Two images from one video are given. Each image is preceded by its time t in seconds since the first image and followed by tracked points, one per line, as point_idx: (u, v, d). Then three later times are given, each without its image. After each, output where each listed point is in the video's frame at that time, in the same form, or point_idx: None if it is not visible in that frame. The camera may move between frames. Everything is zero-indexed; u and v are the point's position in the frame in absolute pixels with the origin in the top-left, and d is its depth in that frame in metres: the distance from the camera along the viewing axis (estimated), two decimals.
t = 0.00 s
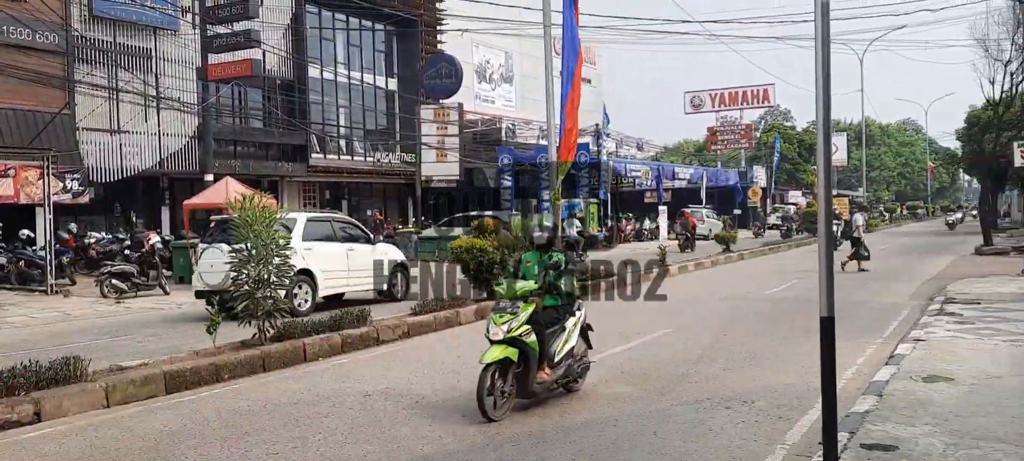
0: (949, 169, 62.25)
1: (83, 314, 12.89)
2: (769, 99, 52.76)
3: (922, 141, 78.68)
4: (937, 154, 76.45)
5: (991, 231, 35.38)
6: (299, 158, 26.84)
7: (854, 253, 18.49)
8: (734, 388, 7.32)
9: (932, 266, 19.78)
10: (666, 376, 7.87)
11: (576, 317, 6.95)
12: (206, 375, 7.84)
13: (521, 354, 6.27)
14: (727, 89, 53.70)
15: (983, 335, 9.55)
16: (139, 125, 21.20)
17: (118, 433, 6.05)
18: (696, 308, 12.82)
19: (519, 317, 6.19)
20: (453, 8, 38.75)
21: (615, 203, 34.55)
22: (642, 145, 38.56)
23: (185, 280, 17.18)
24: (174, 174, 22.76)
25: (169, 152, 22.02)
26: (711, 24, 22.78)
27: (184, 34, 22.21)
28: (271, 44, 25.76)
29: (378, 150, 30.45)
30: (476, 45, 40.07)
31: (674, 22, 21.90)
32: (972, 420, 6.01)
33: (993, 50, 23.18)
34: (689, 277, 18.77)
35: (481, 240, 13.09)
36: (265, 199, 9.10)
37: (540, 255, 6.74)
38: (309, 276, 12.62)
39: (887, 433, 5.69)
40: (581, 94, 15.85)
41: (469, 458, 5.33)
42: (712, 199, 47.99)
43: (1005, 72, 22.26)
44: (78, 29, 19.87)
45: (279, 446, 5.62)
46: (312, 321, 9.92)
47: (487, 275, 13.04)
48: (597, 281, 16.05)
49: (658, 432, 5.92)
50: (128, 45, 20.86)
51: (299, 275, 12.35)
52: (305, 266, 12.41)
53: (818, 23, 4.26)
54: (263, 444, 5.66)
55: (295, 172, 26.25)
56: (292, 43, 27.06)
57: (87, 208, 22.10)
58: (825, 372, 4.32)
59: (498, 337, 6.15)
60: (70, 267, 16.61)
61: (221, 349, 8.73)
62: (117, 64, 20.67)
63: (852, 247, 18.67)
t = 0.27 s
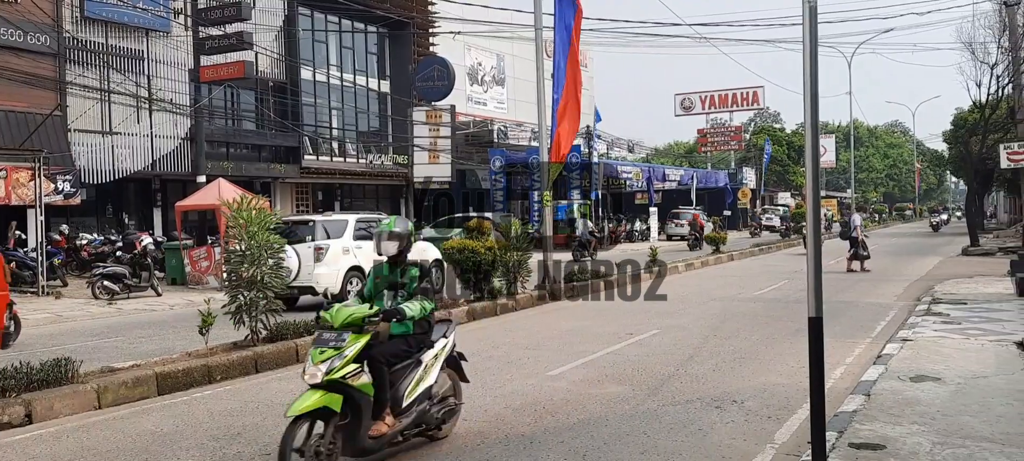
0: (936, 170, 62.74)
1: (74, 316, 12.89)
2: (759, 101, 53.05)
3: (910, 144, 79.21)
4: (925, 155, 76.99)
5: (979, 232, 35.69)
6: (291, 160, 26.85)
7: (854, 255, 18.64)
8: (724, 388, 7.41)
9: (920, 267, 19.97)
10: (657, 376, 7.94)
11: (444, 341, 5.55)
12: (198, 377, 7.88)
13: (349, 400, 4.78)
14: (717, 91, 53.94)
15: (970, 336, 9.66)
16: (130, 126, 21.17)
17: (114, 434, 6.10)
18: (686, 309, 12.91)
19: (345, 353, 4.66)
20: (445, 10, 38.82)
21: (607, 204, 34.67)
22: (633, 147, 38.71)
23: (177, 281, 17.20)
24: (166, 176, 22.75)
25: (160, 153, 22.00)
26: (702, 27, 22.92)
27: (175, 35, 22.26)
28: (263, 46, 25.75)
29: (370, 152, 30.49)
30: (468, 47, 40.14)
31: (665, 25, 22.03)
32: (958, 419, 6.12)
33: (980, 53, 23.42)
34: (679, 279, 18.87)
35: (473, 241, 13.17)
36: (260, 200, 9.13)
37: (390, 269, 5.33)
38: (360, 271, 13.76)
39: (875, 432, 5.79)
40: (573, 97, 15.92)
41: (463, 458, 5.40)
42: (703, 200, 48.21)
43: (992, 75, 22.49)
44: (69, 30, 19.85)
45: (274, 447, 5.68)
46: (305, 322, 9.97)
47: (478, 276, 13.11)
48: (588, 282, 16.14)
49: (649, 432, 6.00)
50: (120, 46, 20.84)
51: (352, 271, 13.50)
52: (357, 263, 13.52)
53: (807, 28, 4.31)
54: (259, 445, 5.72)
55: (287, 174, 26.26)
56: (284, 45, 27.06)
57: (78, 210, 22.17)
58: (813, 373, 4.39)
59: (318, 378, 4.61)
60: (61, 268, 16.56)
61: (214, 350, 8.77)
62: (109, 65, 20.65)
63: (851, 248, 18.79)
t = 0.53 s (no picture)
0: (926, 173, 63.08)
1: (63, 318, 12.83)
2: (750, 104, 53.25)
3: (900, 146, 79.59)
4: (915, 157, 77.36)
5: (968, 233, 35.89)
6: (282, 161, 26.79)
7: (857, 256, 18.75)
8: (715, 390, 7.42)
9: (909, 268, 20.04)
10: (647, 378, 7.95)
11: (166, 406, 3.73)
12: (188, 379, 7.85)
13: None
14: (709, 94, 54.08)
15: (958, 337, 9.72)
16: (120, 128, 21.09)
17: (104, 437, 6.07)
18: (677, 311, 12.94)
19: None
20: (437, 12, 38.83)
21: (599, 206, 34.71)
22: (625, 149, 38.79)
23: (168, 284, 17.16)
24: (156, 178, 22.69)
25: (149, 155, 22.00)
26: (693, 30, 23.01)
27: (166, 37, 22.15)
28: (254, 47, 25.69)
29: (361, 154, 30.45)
30: (460, 49, 40.15)
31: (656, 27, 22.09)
32: (947, 420, 6.15)
33: (970, 55, 23.57)
34: (670, 280, 18.92)
35: (464, 243, 13.18)
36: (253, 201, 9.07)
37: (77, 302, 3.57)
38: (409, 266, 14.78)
39: (864, 433, 5.81)
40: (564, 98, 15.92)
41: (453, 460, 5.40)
42: (695, 202, 48.31)
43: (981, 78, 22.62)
44: (59, 31, 19.72)
45: (264, 449, 5.66)
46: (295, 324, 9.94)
47: (470, 278, 13.11)
48: (579, 284, 16.15)
49: (639, 434, 6.01)
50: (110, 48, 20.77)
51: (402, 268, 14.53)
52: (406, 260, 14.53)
53: (797, 31, 4.33)
54: (249, 448, 5.70)
55: (279, 176, 26.21)
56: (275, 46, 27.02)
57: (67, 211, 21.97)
58: (803, 375, 4.40)
59: None
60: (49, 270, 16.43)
61: (203, 353, 8.74)
62: (99, 67, 20.53)
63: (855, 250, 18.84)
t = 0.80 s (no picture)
0: (919, 174, 63.35)
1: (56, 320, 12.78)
2: (744, 105, 53.41)
3: (893, 147, 79.79)
4: (908, 159, 77.56)
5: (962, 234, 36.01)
6: (276, 163, 26.78)
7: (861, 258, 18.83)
8: (709, 391, 7.43)
9: (902, 269, 20.12)
10: (642, 379, 7.96)
11: None
12: (182, 381, 7.83)
13: None
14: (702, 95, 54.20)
15: (952, 338, 9.74)
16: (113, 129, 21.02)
17: (97, 440, 6.04)
18: (672, 312, 12.97)
19: None
20: (431, 13, 38.86)
21: (593, 207, 34.75)
22: (619, 150, 38.87)
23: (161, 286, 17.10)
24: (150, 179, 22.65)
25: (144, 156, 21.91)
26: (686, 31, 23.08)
27: (159, 38, 22.22)
28: (248, 49, 25.67)
29: (355, 155, 30.44)
30: (454, 50, 40.17)
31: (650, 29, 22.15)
32: (939, 421, 6.16)
33: (962, 57, 23.71)
34: (664, 282, 18.94)
35: (459, 245, 13.16)
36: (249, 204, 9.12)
37: None
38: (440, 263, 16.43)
39: (858, 434, 5.82)
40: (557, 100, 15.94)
41: None
42: (689, 203, 48.39)
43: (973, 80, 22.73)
44: (52, 32, 19.61)
45: (258, 451, 5.65)
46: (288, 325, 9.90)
47: (464, 280, 13.11)
48: (574, 285, 16.14)
49: (633, 435, 6.02)
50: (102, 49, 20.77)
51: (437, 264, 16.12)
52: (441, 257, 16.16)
53: (789, 34, 4.34)
54: (243, 450, 5.69)
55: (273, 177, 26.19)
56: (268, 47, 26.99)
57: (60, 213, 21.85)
58: (795, 376, 4.41)
59: None
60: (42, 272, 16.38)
61: (196, 355, 8.71)
62: (93, 68, 20.47)
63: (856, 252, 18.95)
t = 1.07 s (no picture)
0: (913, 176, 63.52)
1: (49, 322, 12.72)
2: (738, 107, 53.49)
3: (887, 149, 80.02)
4: (902, 160, 77.80)
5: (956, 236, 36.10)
6: (271, 165, 26.77)
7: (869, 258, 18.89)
8: (703, 392, 7.44)
9: (896, 270, 20.17)
10: (636, 381, 7.96)
11: None
12: (176, 383, 7.81)
13: None
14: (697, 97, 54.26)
15: (946, 339, 9.77)
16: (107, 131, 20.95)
17: (91, 443, 6.01)
18: (667, 313, 12.99)
19: None
20: (426, 15, 38.86)
21: (588, 209, 34.77)
22: (614, 152, 38.90)
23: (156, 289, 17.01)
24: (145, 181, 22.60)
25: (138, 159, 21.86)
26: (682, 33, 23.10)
27: (153, 41, 22.27)
28: (242, 50, 25.61)
29: (351, 157, 30.43)
30: (449, 52, 40.19)
31: (645, 30, 22.16)
32: (934, 422, 6.18)
33: (956, 59, 23.80)
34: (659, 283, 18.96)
35: (454, 246, 13.19)
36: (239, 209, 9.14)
37: None
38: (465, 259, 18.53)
39: (852, 435, 5.84)
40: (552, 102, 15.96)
41: None
42: (684, 205, 48.44)
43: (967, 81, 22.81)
44: (46, 34, 19.40)
45: (254, 453, 5.64)
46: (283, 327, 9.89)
47: (460, 283, 13.12)
48: (569, 287, 16.14)
49: (629, 436, 6.02)
50: (97, 51, 20.71)
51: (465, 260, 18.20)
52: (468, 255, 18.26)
53: (783, 36, 4.36)
54: (237, 452, 5.68)
55: (268, 179, 26.16)
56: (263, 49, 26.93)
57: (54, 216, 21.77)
58: (790, 377, 4.41)
59: None
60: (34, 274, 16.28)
61: (191, 357, 8.70)
62: (87, 70, 20.41)
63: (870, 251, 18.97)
